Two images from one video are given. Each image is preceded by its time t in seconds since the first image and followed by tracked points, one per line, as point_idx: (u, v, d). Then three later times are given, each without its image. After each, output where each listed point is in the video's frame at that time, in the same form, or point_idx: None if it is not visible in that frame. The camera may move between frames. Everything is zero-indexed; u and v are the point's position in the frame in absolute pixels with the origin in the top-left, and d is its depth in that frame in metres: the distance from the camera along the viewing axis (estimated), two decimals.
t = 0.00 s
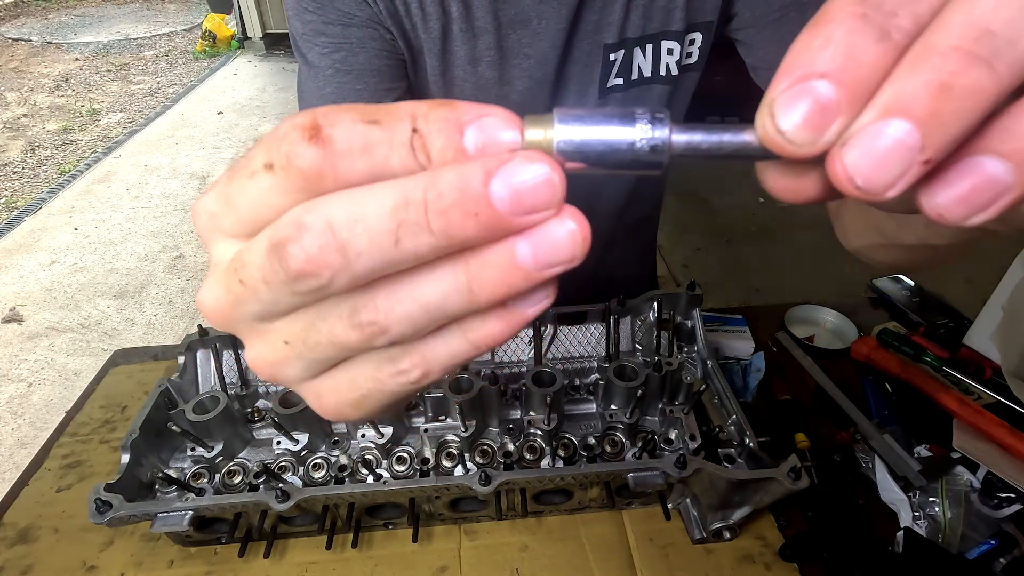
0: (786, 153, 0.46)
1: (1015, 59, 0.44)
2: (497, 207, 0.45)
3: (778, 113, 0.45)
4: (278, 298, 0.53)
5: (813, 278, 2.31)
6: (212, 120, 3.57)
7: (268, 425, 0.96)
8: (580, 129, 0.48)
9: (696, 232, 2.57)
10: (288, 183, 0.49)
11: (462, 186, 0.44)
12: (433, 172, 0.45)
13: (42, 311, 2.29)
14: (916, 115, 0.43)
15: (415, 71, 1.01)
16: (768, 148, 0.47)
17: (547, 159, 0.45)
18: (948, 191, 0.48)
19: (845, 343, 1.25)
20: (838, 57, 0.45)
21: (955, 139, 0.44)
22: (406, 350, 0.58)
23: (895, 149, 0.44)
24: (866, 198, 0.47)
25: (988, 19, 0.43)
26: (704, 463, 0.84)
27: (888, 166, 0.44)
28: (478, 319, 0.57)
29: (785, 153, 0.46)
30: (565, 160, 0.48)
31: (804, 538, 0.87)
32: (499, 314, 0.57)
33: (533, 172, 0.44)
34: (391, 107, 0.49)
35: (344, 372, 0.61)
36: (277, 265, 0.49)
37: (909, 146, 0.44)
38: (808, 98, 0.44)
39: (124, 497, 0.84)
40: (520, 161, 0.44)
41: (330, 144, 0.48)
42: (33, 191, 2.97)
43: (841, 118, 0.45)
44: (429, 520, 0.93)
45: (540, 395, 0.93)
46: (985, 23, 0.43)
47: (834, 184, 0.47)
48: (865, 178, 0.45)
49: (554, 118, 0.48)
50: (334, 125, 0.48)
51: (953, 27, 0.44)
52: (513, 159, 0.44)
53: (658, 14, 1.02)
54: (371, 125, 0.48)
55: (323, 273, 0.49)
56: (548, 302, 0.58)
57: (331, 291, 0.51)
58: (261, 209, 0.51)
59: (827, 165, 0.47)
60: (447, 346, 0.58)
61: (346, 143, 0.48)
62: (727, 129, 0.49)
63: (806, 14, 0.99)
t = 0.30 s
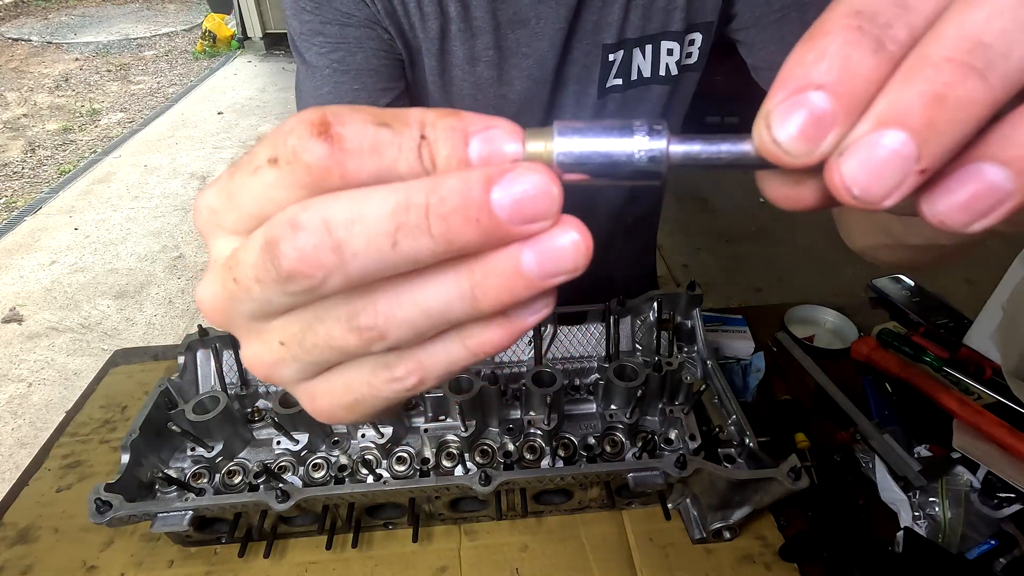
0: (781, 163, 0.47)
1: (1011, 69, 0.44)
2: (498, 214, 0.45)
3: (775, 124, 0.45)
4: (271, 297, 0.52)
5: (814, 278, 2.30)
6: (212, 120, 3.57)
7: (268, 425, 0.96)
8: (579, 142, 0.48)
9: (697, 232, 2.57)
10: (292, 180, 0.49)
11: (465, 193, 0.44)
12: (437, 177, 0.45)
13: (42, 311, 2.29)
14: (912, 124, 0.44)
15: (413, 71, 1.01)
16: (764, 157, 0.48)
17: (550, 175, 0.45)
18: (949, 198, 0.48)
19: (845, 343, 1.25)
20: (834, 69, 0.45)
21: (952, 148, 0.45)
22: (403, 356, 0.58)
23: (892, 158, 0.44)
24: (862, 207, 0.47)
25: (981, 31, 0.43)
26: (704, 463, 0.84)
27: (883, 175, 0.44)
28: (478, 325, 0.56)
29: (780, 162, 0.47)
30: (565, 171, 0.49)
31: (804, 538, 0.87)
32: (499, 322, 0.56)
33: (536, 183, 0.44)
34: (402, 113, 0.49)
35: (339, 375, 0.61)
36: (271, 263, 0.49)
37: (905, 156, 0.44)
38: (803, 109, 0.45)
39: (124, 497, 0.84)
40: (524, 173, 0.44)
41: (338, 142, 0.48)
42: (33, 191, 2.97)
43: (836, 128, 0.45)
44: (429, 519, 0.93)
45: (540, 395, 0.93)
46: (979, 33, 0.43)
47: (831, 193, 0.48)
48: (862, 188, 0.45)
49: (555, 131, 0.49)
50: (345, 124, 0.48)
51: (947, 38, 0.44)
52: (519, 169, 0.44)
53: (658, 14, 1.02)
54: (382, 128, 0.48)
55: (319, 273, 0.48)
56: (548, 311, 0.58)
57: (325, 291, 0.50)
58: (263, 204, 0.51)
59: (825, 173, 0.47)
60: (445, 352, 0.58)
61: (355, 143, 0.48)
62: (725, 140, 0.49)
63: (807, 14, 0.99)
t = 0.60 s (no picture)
0: (794, 125, 0.47)
1: None
2: (512, 162, 0.44)
3: (789, 85, 0.45)
4: (279, 255, 0.52)
5: (814, 278, 2.30)
6: (212, 120, 3.57)
7: (268, 425, 0.96)
8: (593, 93, 0.48)
9: (696, 232, 2.57)
10: (298, 135, 0.49)
11: (479, 141, 0.43)
12: (448, 126, 0.44)
13: (42, 311, 2.29)
14: (928, 86, 0.44)
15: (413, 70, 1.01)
16: (778, 121, 0.47)
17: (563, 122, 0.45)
18: (962, 170, 0.47)
19: (845, 343, 1.25)
20: (851, 29, 0.45)
21: (968, 109, 0.45)
22: (412, 315, 0.59)
23: (908, 122, 0.44)
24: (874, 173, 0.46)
25: None
26: (704, 463, 0.84)
27: (898, 140, 0.44)
28: (490, 280, 0.56)
29: (792, 124, 0.46)
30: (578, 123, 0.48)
31: (805, 538, 0.87)
32: (510, 276, 0.56)
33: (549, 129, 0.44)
34: (407, 66, 0.49)
35: (347, 339, 0.62)
36: (279, 219, 0.49)
37: (921, 119, 0.44)
38: (820, 70, 0.44)
39: (124, 497, 0.84)
40: (537, 119, 0.44)
41: (344, 97, 0.48)
42: (33, 191, 2.97)
43: (852, 90, 0.45)
44: (429, 520, 0.93)
45: (541, 395, 0.93)
46: None
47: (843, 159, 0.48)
48: (876, 151, 0.45)
49: (570, 83, 0.48)
50: (350, 78, 0.48)
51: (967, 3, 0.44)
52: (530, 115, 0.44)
53: (658, 14, 1.02)
54: (388, 81, 0.48)
55: (329, 226, 0.48)
56: (561, 265, 0.57)
57: (335, 246, 0.51)
58: (266, 162, 0.51)
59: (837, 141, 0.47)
60: (456, 309, 0.58)
61: (362, 97, 0.48)
62: (738, 102, 0.49)
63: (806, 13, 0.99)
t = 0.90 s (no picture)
0: (786, 152, 0.46)
1: (1014, 77, 0.44)
2: (516, 202, 0.45)
3: (784, 116, 0.45)
4: (283, 285, 0.52)
5: (814, 278, 2.30)
6: (212, 120, 3.58)
7: (268, 425, 0.96)
8: (590, 123, 0.48)
9: (697, 232, 2.57)
10: (298, 164, 0.48)
11: (485, 181, 0.44)
12: (455, 166, 0.44)
13: (42, 311, 2.30)
14: (915, 129, 0.44)
15: (414, 69, 1.01)
16: (770, 145, 0.47)
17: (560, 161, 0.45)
18: (952, 197, 0.49)
19: (845, 343, 1.25)
20: (843, 63, 0.44)
21: (953, 150, 0.45)
22: (413, 340, 0.58)
23: (891, 160, 0.44)
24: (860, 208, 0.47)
25: (988, 38, 0.43)
26: (704, 463, 0.84)
27: (880, 178, 0.45)
28: (490, 310, 0.56)
29: (785, 152, 0.46)
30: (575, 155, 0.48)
31: (804, 538, 0.87)
32: (511, 305, 0.56)
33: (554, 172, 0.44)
34: (405, 93, 0.48)
35: (347, 359, 0.62)
36: (286, 255, 0.49)
37: (904, 160, 0.45)
38: (812, 102, 0.44)
39: (124, 497, 0.84)
40: (540, 158, 0.44)
41: (341, 126, 0.47)
42: (33, 191, 2.97)
43: (845, 123, 0.44)
44: (429, 520, 0.93)
45: (540, 395, 0.93)
46: (984, 41, 0.44)
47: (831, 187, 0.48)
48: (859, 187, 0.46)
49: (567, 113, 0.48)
50: (348, 107, 0.47)
51: (952, 46, 0.44)
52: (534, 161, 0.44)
53: (658, 14, 1.02)
54: (386, 110, 0.47)
55: (339, 264, 0.48)
56: (560, 295, 0.58)
57: (341, 281, 0.51)
58: (266, 189, 0.50)
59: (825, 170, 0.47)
60: (454, 337, 0.58)
61: (360, 126, 0.47)
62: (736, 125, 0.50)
63: (808, 12, 0.99)
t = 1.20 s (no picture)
0: (781, 173, 0.46)
1: (1004, 99, 0.44)
2: (509, 215, 0.45)
3: (778, 137, 0.44)
4: (272, 298, 0.52)
5: (814, 278, 2.30)
6: (212, 120, 3.58)
7: (268, 425, 0.96)
8: (584, 135, 0.48)
9: (697, 232, 2.57)
10: (290, 176, 0.48)
11: (476, 195, 0.44)
12: (446, 179, 0.44)
13: (41, 311, 2.30)
14: (906, 152, 0.44)
15: (413, 71, 1.01)
16: (764, 165, 0.47)
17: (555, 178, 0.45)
18: (948, 213, 0.49)
19: (845, 343, 1.25)
20: (837, 84, 0.44)
21: (947, 171, 0.45)
22: (406, 353, 0.58)
23: (884, 182, 0.44)
24: (853, 228, 0.47)
25: (979, 60, 0.44)
26: (704, 463, 0.84)
27: (872, 199, 0.45)
28: (484, 324, 0.56)
29: (781, 173, 0.46)
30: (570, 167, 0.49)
31: (805, 538, 0.87)
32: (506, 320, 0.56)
33: (542, 182, 0.44)
34: (397, 104, 0.48)
35: (338, 370, 0.61)
36: (274, 267, 0.49)
37: (898, 182, 0.45)
38: (808, 122, 0.44)
39: (124, 497, 0.84)
40: (533, 174, 0.44)
41: (334, 138, 0.47)
42: (33, 191, 2.97)
43: (841, 144, 0.44)
44: (429, 520, 0.93)
45: (540, 395, 0.93)
46: (978, 64, 0.44)
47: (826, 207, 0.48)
48: (855, 211, 0.46)
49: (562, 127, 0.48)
50: (340, 118, 0.47)
51: (944, 67, 0.44)
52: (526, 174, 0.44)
53: (658, 14, 1.02)
54: (379, 121, 0.47)
55: (328, 277, 0.48)
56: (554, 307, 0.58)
57: (331, 294, 0.50)
58: (258, 201, 0.50)
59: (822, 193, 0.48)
60: (448, 350, 0.58)
61: (352, 136, 0.47)
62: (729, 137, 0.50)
63: (809, 12, 0.98)
